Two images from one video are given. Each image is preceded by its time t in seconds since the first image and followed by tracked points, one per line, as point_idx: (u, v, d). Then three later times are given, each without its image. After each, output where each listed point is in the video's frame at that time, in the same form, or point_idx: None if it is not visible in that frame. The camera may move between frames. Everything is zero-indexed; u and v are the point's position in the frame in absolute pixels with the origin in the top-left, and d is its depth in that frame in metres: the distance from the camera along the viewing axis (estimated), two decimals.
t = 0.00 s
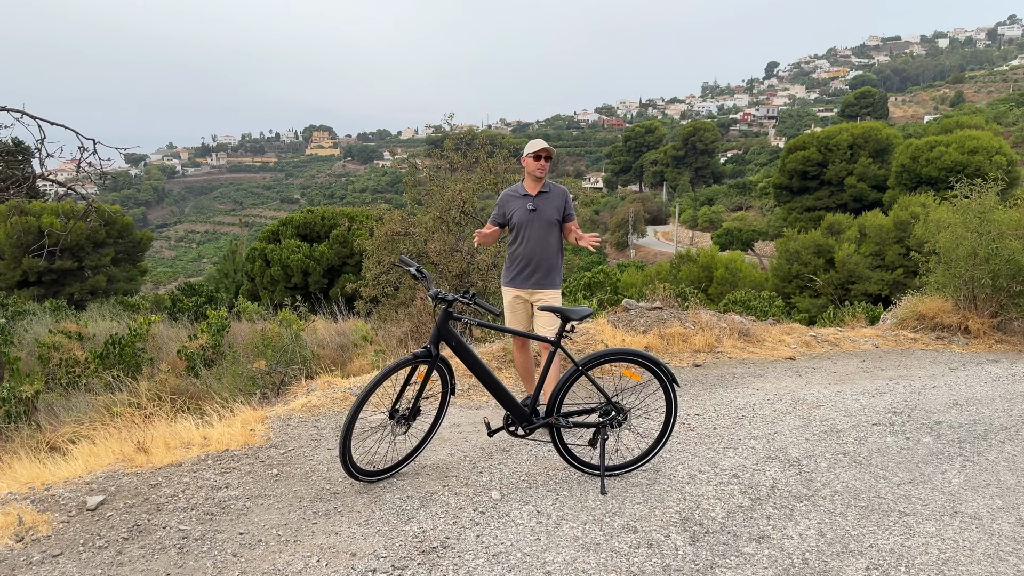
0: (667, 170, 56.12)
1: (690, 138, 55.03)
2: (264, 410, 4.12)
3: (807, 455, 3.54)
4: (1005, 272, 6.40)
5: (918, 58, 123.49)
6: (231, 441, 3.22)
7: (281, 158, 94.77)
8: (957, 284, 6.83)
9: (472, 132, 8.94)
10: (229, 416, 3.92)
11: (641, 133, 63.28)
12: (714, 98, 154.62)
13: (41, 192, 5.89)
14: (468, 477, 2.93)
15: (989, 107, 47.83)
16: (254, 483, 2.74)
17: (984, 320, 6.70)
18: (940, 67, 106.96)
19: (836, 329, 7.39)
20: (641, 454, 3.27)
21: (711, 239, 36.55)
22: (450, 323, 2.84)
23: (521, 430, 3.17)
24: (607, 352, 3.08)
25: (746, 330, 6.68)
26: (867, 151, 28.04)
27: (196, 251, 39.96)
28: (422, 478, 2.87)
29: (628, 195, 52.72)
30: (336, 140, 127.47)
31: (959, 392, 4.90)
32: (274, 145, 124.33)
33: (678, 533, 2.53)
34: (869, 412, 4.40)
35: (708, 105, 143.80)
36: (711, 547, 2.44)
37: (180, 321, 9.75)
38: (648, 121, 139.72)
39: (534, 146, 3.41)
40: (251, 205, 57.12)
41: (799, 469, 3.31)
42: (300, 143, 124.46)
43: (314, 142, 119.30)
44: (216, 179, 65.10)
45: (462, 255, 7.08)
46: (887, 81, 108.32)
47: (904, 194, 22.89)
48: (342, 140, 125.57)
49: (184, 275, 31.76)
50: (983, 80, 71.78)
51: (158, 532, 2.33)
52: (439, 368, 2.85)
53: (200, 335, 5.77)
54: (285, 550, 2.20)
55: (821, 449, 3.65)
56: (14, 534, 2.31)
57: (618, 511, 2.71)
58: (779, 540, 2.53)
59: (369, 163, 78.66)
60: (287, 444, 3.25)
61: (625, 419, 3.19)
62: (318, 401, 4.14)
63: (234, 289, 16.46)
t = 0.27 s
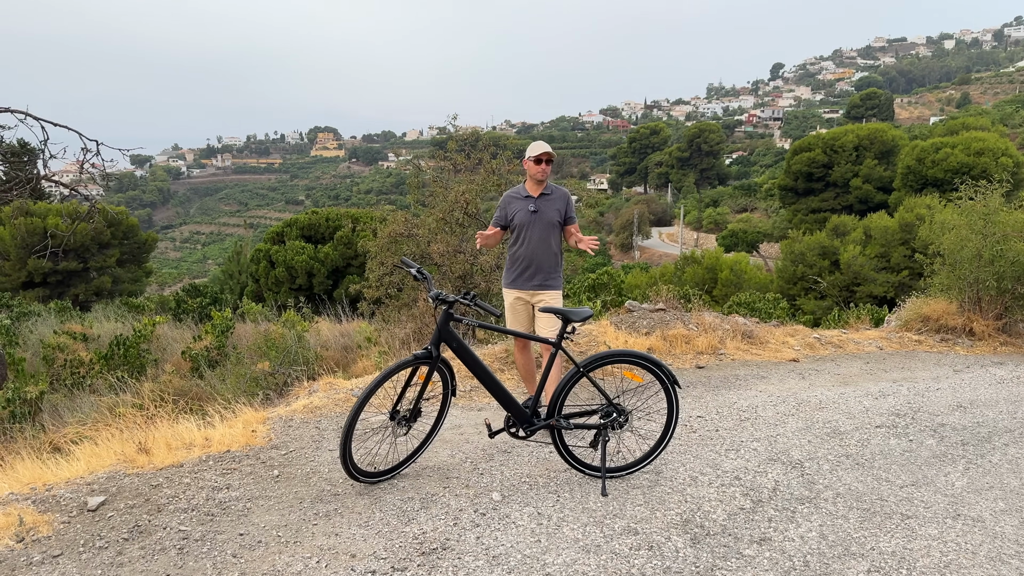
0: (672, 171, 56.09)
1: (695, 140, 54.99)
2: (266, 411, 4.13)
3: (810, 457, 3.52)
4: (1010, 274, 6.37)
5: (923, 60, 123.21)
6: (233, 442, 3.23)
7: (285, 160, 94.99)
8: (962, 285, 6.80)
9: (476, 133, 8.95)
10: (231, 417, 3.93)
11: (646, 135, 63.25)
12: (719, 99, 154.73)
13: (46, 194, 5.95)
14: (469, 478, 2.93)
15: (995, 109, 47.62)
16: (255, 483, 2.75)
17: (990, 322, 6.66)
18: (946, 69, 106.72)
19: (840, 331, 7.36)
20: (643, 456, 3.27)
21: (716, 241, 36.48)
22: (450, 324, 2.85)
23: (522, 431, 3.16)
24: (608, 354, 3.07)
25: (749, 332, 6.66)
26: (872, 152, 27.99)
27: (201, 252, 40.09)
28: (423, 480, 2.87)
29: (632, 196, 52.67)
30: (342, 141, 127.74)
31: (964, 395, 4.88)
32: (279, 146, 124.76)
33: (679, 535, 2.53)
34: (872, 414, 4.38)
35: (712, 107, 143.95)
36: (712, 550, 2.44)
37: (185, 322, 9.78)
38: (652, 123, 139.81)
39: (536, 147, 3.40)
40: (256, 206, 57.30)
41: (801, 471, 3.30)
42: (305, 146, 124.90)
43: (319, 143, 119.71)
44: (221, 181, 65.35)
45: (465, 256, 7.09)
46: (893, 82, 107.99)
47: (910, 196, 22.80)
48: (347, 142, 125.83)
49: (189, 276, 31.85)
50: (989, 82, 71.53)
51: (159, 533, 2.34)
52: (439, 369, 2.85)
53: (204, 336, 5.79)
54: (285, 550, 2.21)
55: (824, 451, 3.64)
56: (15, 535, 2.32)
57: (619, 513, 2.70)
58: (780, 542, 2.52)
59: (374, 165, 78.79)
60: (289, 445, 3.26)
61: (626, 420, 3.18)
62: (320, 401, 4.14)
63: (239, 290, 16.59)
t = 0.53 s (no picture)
0: (675, 172, 56.04)
1: (698, 140, 54.92)
2: (267, 411, 4.13)
3: (812, 457, 3.51)
4: (1013, 274, 6.35)
5: (926, 61, 122.91)
6: (234, 441, 3.23)
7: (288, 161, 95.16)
8: (965, 286, 6.77)
9: (478, 134, 8.95)
10: (231, 416, 3.93)
11: (649, 136, 63.21)
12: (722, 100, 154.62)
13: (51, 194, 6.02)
14: (470, 478, 2.92)
15: (1000, 109, 47.46)
16: (255, 482, 2.75)
17: (993, 322, 6.64)
18: (950, 70, 106.44)
19: (843, 332, 7.34)
20: (644, 456, 3.26)
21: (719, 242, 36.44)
22: (451, 324, 2.84)
23: (523, 431, 3.16)
24: (609, 353, 3.07)
25: (752, 332, 6.65)
26: (876, 153, 27.93)
27: (204, 253, 40.15)
28: (424, 479, 2.87)
29: (635, 197, 52.63)
30: (345, 141, 127.84)
31: (967, 395, 4.86)
32: (282, 147, 125.03)
33: (680, 535, 2.52)
34: (875, 414, 4.37)
35: (714, 107, 143.85)
36: (713, 549, 2.43)
37: (187, 322, 9.79)
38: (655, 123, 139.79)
39: (535, 146, 3.39)
40: (259, 207, 57.44)
41: (804, 472, 3.28)
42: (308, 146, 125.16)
43: (322, 144, 120.01)
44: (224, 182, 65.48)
45: (466, 256, 7.09)
46: (897, 83, 107.70)
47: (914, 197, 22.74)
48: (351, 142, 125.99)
49: (192, 277, 31.90)
50: (993, 83, 71.30)
51: (159, 531, 2.34)
52: (441, 368, 2.85)
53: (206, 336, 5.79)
54: (285, 549, 2.20)
55: (826, 451, 3.63)
56: (15, 533, 2.32)
57: (621, 512, 2.69)
58: (783, 542, 2.51)
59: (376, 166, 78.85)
60: (290, 444, 3.25)
61: (627, 420, 3.17)
62: (321, 401, 4.14)
63: (241, 291, 16.56)
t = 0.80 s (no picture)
0: (677, 172, 56.01)
1: (700, 140, 54.86)
2: (265, 410, 4.12)
3: (813, 457, 3.50)
4: (1015, 274, 6.33)
5: (928, 61, 122.75)
6: (232, 440, 3.22)
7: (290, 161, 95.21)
8: (966, 286, 6.76)
9: (478, 133, 8.94)
10: (230, 415, 3.92)
11: (651, 135, 63.14)
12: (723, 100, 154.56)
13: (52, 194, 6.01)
14: (469, 477, 2.91)
15: (1002, 110, 47.38)
16: (253, 481, 2.74)
17: (995, 322, 6.62)
18: (952, 70, 106.27)
19: (845, 332, 7.33)
20: (644, 455, 3.25)
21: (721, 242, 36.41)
22: (450, 322, 2.83)
23: (522, 429, 3.15)
24: (609, 352, 3.05)
25: (752, 332, 6.64)
26: (878, 154, 27.90)
27: (206, 253, 40.17)
28: (422, 478, 2.86)
29: (637, 197, 52.59)
30: (346, 141, 127.68)
31: (969, 395, 4.84)
32: (284, 147, 125.11)
33: (680, 534, 2.51)
34: (876, 414, 4.35)
35: (716, 107, 143.83)
36: (713, 549, 2.42)
37: (188, 322, 9.78)
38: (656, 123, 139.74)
39: (531, 146, 3.35)
40: (261, 207, 57.46)
41: (804, 471, 3.27)
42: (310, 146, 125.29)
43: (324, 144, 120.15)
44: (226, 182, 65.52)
45: (467, 256, 7.08)
46: (899, 83, 107.53)
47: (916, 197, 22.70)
48: (352, 142, 125.86)
49: (193, 277, 31.91)
50: (996, 84, 71.15)
51: (155, 530, 2.33)
52: (439, 367, 2.83)
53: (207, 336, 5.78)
54: (281, 548, 2.19)
55: (827, 450, 3.61)
56: (11, 532, 2.31)
57: (620, 512, 2.68)
58: (782, 541, 2.50)
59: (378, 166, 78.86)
60: (287, 443, 3.24)
61: (627, 419, 3.16)
62: (320, 400, 4.13)
63: (242, 292, 16.34)
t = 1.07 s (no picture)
0: (677, 172, 55.97)
1: (700, 140, 54.82)
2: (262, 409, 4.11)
3: (812, 457, 3.48)
4: (1016, 273, 6.31)
5: (929, 60, 122.68)
6: (228, 440, 3.21)
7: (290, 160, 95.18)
8: (967, 285, 6.74)
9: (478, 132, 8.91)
10: (226, 414, 3.90)
11: (652, 135, 63.09)
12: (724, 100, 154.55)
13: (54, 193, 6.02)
14: (465, 476, 2.90)
15: (1004, 109, 47.33)
16: (248, 481, 2.72)
17: (996, 322, 6.61)
18: (954, 69, 106.19)
19: (845, 331, 7.32)
20: (642, 455, 3.23)
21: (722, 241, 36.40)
22: (447, 321, 2.82)
23: (519, 429, 3.13)
24: (606, 351, 3.03)
25: (752, 331, 6.62)
26: (879, 153, 27.88)
27: (206, 252, 40.11)
28: (419, 478, 2.84)
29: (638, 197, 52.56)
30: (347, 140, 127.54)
31: (969, 395, 4.83)
32: (284, 146, 125.10)
33: (677, 534, 2.49)
34: (876, 414, 4.34)
35: (717, 106, 143.69)
36: (711, 549, 2.40)
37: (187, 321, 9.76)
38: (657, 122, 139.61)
39: (526, 147, 3.31)
40: (261, 206, 57.43)
41: (803, 471, 3.26)
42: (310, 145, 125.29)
43: (325, 143, 120.21)
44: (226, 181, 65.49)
45: (466, 255, 7.06)
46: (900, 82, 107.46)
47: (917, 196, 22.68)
48: (358, 142, 126.21)
49: (193, 276, 31.87)
50: (997, 83, 71.09)
51: (149, 529, 2.31)
52: (436, 365, 2.82)
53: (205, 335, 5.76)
54: (275, 548, 2.18)
55: (826, 450, 3.60)
56: (4, 531, 2.29)
57: (618, 512, 2.67)
58: (781, 542, 2.48)
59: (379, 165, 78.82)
60: (284, 442, 3.23)
61: (625, 418, 3.14)
62: (317, 399, 4.11)
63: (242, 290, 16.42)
